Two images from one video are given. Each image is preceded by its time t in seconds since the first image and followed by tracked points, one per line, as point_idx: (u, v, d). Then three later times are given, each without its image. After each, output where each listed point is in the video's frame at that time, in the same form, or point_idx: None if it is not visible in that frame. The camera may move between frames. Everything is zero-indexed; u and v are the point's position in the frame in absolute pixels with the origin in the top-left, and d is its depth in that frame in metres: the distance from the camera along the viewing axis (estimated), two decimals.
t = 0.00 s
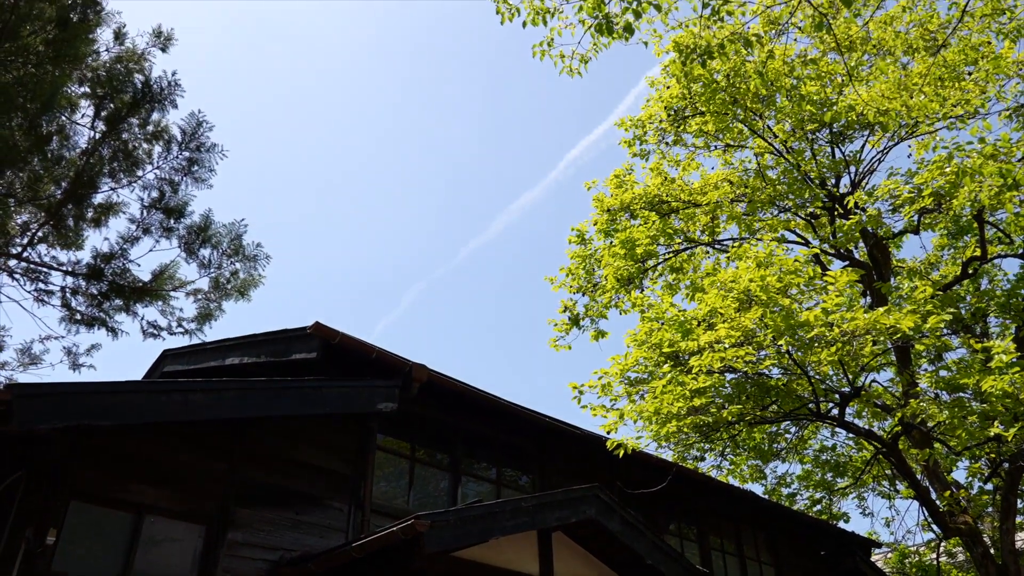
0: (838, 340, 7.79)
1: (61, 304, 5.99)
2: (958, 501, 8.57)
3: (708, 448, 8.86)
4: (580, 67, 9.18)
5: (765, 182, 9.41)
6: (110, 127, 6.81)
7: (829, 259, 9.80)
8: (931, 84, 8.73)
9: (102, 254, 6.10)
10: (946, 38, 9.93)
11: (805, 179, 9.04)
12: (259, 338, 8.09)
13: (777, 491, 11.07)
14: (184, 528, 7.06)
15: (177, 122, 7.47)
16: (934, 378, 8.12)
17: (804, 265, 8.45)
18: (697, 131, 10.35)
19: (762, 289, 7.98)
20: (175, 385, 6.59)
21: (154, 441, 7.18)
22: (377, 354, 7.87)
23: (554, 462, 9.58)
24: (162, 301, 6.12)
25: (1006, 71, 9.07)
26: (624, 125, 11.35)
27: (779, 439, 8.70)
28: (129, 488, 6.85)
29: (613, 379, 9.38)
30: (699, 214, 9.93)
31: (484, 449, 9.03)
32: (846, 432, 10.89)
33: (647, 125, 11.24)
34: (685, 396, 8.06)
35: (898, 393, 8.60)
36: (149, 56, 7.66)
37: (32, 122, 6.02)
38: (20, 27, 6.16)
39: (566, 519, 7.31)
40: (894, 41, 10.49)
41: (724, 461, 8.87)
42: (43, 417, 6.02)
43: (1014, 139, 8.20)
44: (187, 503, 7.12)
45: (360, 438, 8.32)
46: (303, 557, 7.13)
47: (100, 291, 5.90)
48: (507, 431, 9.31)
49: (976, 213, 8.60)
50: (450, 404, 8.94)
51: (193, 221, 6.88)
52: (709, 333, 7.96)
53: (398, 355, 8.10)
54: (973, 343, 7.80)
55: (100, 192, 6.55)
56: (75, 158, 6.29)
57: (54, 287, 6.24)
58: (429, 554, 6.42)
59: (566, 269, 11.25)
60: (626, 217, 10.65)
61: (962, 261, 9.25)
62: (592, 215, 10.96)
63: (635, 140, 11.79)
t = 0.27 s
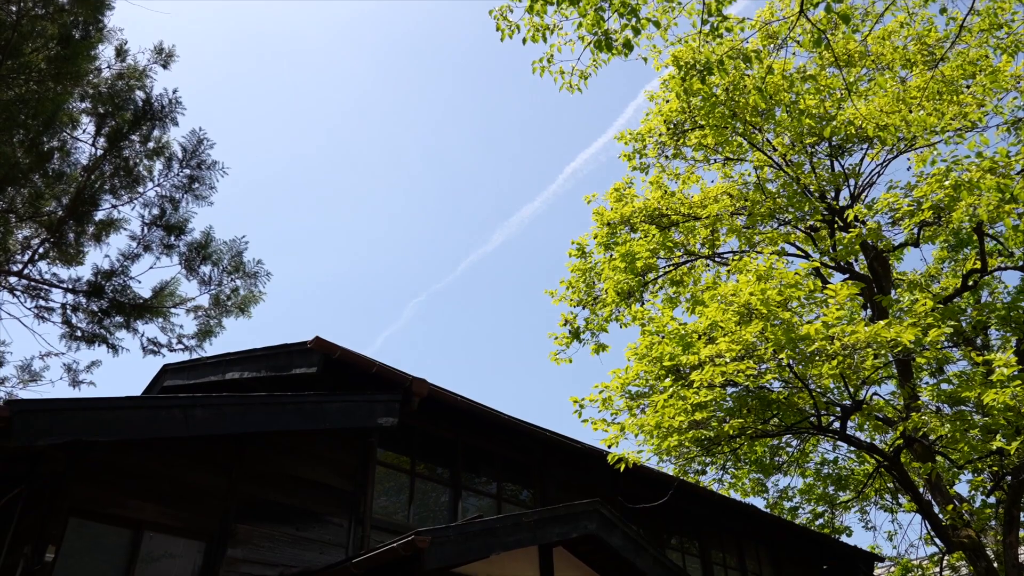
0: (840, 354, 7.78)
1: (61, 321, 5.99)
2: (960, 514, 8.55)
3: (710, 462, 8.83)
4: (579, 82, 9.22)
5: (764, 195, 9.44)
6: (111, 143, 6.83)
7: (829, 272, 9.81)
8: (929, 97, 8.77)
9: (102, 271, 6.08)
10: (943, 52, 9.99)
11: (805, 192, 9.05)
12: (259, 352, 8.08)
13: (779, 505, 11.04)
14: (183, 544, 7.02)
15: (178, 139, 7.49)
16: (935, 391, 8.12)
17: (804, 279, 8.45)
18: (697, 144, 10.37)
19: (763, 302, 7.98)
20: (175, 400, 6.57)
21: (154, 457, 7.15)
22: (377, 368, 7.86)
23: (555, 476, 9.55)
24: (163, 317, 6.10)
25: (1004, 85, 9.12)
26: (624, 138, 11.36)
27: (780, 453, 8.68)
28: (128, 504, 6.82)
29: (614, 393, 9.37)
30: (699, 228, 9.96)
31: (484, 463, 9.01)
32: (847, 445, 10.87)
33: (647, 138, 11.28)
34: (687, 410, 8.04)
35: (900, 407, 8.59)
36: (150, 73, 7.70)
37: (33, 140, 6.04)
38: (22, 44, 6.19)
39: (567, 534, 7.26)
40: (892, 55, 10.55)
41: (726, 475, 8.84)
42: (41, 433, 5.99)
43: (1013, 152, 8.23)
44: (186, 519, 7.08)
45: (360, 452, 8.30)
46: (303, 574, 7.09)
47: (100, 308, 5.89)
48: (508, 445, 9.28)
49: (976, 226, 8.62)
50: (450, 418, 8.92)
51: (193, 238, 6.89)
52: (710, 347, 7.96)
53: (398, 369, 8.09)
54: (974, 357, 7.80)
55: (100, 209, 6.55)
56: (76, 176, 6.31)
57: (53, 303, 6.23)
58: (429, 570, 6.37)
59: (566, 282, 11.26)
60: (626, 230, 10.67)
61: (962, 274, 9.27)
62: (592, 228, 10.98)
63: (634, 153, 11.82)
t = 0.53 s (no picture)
0: (841, 372, 7.77)
1: (61, 343, 5.99)
2: (964, 532, 8.51)
3: (711, 480, 8.80)
4: (579, 101, 9.27)
5: (764, 212, 9.48)
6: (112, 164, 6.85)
7: (830, 289, 9.83)
8: (928, 115, 8.82)
9: (102, 292, 6.08)
10: (941, 70, 10.07)
11: (805, 209, 9.08)
12: (259, 371, 8.04)
13: (781, 522, 11.00)
14: (182, 565, 6.98)
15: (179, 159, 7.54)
16: (937, 408, 8.12)
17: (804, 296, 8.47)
18: (697, 162, 10.41)
19: (763, 320, 7.99)
20: (175, 420, 6.54)
21: (153, 477, 7.11)
22: (378, 387, 7.85)
23: (557, 495, 9.49)
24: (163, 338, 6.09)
25: (1002, 102, 9.17)
26: (623, 156, 11.38)
27: (782, 470, 8.66)
28: (126, 525, 6.78)
29: (615, 410, 9.36)
30: (699, 245, 9.99)
31: (485, 482, 8.97)
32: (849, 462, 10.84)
33: (647, 156, 11.32)
34: (688, 429, 8.01)
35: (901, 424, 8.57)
36: (151, 93, 7.74)
37: (35, 162, 6.07)
38: (24, 66, 6.22)
39: (568, 554, 7.22)
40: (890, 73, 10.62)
41: (728, 493, 8.81)
42: (40, 453, 5.98)
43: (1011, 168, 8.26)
44: (184, 540, 7.05)
45: (360, 472, 8.24)
46: None
47: (100, 330, 5.88)
48: (509, 464, 9.23)
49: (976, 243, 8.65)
50: (451, 437, 8.89)
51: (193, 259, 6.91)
52: (710, 365, 7.96)
53: (398, 388, 8.07)
54: (976, 373, 7.80)
55: (101, 230, 6.56)
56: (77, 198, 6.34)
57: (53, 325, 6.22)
58: None
59: (566, 299, 11.26)
60: (626, 247, 10.72)
61: (962, 290, 9.29)
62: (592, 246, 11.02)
63: (634, 171, 11.86)
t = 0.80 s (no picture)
0: (843, 401, 7.73)
1: (59, 376, 6.01)
2: (970, 562, 8.42)
3: (713, 508, 8.75)
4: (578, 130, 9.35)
5: (763, 239, 9.56)
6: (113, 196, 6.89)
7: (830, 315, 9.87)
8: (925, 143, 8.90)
9: (101, 325, 6.08)
10: (938, 98, 10.15)
11: (804, 236, 9.12)
12: (258, 401, 8.17)
13: (786, 551, 10.90)
14: None
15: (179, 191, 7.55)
16: (940, 435, 8.10)
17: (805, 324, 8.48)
18: (695, 189, 10.54)
19: (763, 349, 8.01)
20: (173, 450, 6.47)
21: (151, 507, 7.04)
22: (377, 417, 7.82)
23: (558, 524, 9.43)
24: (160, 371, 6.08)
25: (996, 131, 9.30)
26: (622, 183, 11.39)
27: (784, 499, 8.61)
28: (122, 557, 6.77)
29: (615, 438, 9.33)
30: (699, 272, 10.05)
31: (485, 512, 8.89)
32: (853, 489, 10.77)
33: (646, 183, 11.40)
34: (690, 458, 7.97)
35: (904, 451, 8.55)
36: (153, 123, 7.80)
37: (36, 195, 6.09)
38: (27, 99, 6.28)
39: None
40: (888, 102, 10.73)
41: (730, 521, 8.75)
42: (36, 484, 5.98)
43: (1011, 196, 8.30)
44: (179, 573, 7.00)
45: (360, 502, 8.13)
46: None
47: (98, 363, 5.88)
48: (510, 493, 9.12)
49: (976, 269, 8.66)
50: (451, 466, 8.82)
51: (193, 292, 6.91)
52: (712, 393, 7.95)
53: (398, 417, 8.04)
54: (978, 401, 7.77)
55: (101, 263, 6.58)
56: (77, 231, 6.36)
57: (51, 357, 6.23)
58: None
59: (566, 327, 11.33)
60: (626, 274, 10.78)
61: (963, 316, 9.29)
62: (592, 273, 11.09)
63: (634, 198, 11.94)
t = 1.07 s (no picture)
0: (845, 424, 7.69)
1: (58, 401, 5.99)
2: None
3: (715, 531, 8.70)
4: (578, 152, 9.42)
5: (762, 260, 9.65)
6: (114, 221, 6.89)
7: (830, 336, 9.93)
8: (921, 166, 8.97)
9: (101, 350, 6.06)
10: (935, 120, 10.22)
11: (804, 257, 9.14)
12: (256, 424, 8.30)
13: (788, 573, 10.83)
14: None
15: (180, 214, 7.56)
16: (942, 458, 8.08)
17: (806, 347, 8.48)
18: (694, 211, 10.63)
19: (764, 371, 8.02)
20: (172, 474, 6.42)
21: (149, 531, 6.98)
22: (377, 439, 7.80)
23: (559, 547, 9.45)
24: (159, 397, 6.05)
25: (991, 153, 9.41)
26: (621, 206, 11.43)
27: (787, 522, 8.57)
28: None
29: (617, 460, 9.31)
30: (699, 293, 10.13)
31: (485, 535, 8.82)
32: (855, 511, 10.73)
33: (646, 205, 11.46)
34: (691, 481, 7.92)
35: (906, 473, 8.53)
36: (155, 146, 7.82)
37: (37, 221, 6.11)
38: (29, 124, 6.31)
39: None
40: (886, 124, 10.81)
41: (732, 544, 8.71)
42: (33, 509, 5.91)
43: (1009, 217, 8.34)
44: None
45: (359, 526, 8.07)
46: None
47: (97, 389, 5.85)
48: (510, 516, 9.08)
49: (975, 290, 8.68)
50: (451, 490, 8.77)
51: (194, 316, 6.90)
52: (713, 416, 7.94)
53: (398, 440, 8.01)
54: (980, 423, 7.76)
55: (100, 288, 6.57)
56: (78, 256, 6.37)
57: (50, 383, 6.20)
58: None
59: (566, 348, 11.40)
60: (625, 295, 10.86)
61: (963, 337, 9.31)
62: (592, 294, 11.15)
63: (634, 219, 12.00)
